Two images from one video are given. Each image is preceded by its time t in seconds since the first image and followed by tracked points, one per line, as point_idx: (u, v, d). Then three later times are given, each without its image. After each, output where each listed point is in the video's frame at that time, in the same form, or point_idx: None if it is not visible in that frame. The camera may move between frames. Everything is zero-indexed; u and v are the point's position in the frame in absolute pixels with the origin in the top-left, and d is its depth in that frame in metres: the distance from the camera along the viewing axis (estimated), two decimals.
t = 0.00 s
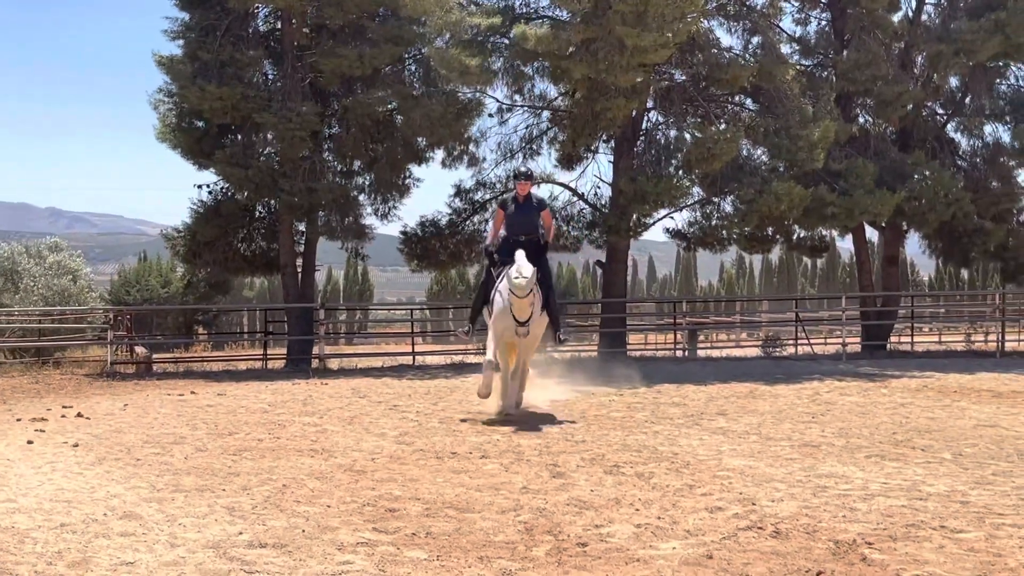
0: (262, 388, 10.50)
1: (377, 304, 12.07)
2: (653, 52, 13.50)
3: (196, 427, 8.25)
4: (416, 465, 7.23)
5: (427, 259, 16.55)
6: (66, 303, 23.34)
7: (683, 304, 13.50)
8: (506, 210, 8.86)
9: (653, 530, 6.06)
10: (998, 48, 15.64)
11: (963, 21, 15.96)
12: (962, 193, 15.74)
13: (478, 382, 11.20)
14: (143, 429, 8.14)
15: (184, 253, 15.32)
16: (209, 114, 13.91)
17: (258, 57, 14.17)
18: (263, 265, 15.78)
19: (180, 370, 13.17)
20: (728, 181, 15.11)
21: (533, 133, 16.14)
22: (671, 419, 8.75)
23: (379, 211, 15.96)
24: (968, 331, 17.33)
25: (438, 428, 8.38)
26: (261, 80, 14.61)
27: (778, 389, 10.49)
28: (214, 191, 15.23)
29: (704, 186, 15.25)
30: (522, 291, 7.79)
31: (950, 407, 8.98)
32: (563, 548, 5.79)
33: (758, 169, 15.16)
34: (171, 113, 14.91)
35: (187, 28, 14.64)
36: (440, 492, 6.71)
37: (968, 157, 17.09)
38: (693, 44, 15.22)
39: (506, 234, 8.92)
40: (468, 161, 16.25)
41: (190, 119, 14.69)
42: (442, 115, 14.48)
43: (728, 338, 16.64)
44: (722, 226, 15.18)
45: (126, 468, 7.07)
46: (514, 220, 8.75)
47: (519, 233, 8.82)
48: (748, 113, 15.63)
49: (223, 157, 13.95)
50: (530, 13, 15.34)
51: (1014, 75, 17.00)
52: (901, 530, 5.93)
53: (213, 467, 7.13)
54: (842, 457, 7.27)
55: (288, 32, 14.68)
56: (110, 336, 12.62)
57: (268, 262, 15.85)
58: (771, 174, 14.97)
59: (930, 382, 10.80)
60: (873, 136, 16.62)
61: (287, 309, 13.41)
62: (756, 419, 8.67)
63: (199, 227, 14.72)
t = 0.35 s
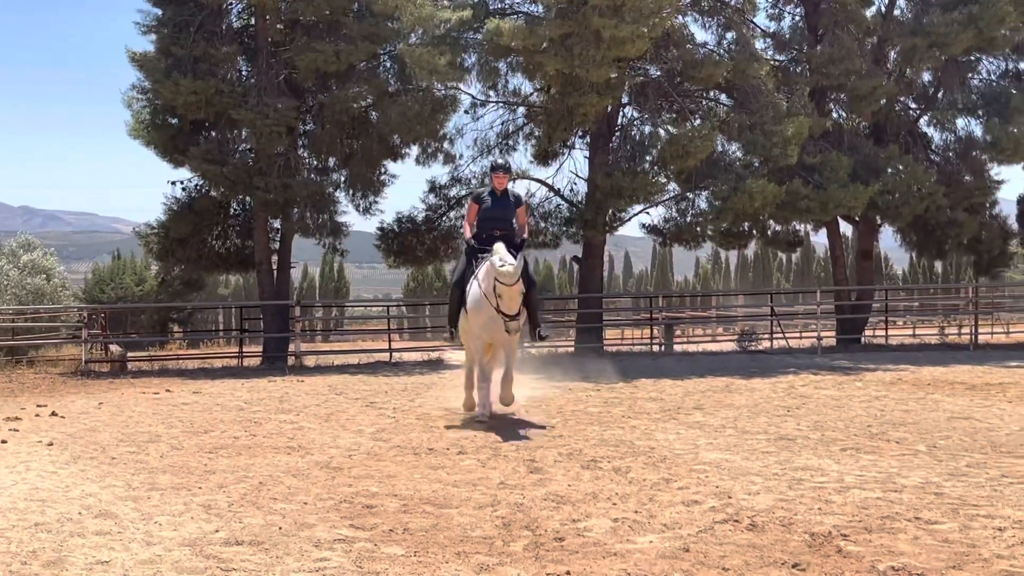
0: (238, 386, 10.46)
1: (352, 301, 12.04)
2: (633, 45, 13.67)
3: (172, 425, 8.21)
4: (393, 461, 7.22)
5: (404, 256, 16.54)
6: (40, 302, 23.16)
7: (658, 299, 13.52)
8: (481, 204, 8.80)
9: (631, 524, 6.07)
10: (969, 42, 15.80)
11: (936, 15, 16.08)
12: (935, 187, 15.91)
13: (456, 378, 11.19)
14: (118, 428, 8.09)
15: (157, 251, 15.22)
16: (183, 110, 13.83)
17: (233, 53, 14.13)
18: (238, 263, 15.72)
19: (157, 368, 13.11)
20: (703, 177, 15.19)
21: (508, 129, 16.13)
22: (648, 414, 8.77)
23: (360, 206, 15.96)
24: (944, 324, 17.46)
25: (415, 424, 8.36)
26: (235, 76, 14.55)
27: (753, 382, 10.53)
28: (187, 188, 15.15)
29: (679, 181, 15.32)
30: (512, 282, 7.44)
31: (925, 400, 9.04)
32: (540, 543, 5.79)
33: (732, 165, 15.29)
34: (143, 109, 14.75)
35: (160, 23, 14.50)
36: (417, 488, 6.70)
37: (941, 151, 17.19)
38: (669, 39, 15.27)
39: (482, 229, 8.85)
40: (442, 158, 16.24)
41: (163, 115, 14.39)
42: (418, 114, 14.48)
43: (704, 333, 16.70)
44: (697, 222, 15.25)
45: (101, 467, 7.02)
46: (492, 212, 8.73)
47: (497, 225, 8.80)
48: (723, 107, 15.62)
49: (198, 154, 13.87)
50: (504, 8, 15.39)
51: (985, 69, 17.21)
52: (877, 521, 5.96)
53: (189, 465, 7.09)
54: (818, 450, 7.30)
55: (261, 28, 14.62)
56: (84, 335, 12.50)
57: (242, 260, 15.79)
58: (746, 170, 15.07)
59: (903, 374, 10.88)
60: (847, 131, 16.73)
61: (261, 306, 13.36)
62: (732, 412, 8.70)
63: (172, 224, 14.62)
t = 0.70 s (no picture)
0: (206, 384, 10.41)
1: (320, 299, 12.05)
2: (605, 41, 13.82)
3: (139, 425, 8.17)
4: (362, 459, 7.21)
5: (373, 253, 16.56)
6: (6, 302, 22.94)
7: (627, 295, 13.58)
8: (459, 186, 8.56)
9: (600, 519, 6.09)
10: (935, 39, 15.96)
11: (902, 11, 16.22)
12: (901, 182, 16.12)
13: (426, 376, 11.19)
14: (85, 428, 8.04)
15: (123, 248, 15.13)
16: (149, 107, 13.76)
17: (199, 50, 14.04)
18: (205, 260, 15.67)
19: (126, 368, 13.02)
20: (671, 174, 15.30)
21: (479, 125, 16.09)
22: (617, 409, 8.81)
23: (329, 202, 15.84)
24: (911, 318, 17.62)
25: (384, 422, 8.36)
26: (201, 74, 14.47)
27: (721, 377, 10.62)
28: (155, 186, 15.09)
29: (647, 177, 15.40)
30: (509, 261, 7.17)
31: (892, 394, 9.14)
32: (510, 539, 5.80)
33: (700, 162, 15.37)
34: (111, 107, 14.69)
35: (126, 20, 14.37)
36: (386, 486, 6.69)
37: (906, 147, 17.28)
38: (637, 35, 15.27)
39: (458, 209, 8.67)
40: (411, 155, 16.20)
41: (130, 113, 14.44)
42: (386, 109, 14.45)
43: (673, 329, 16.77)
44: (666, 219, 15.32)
45: (68, 467, 6.96)
46: (470, 195, 8.51)
47: (475, 209, 8.60)
48: (690, 104, 15.73)
49: (166, 152, 13.81)
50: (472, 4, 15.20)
51: (951, 64, 17.37)
52: (843, 515, 6.01)
53: (157, 464, 7.05)
54: (785, 444, 7.35)
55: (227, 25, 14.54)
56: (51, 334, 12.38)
57: (210, 257, 15.75)
58: (713, 167, 15.24)
59: (870, 368, 11.00)
60: (813, 127, 16.90)
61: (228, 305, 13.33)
62: (701, 408, 8.75)
63: (139, 222, 14.55)
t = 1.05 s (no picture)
0: (167, 383, 10.35)
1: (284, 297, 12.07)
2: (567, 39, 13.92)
3: (99, 425, 8.10)
4: (325, 458, 7.19)
5: (337, 250, 16.56)
6: None
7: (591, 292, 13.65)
8: (440, 174, 8.00)
9: (563, 516, 6.10)
10: (896, 38, 16.19)
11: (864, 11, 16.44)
12: (861, 179, 16.30)
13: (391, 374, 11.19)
14: (44, 428, 7.96)
15: (83, 246, 15.01)
16: (110, 104, 13.67)
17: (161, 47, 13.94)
18: (167, 259, 15.62)
19: (91, 368, 12.89)
20: (633, 171, 15.47)
21: (442, 122, 16.11)
22: (581, 406, 8.86)
23: (288, 201, 15.78)
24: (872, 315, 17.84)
25: (347, 421, 8.35)
26: (163, 71, 14.38)
27: (685, 374, 10.73)
28: (116, 184, 15.02)
29: (609, 174, 15.55)
30: (512, 228, 7.02)
31: (854, 389, 9.27)
32: (473, 536, 5.80)
33: (663, 160, 15.57)
34: (71, 104, 14.56)
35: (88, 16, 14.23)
36: (349, 485, 6.67)
37: (867, 145, 17.53)
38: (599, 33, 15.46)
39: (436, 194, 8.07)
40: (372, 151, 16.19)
41: (90, 110, 14.36)
42: (347, 104, 14.38)
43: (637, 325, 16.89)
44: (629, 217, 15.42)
45: (26, 468, 6.89)
46: (452, 184, 7.97)
47: (456, 199, 8.05)
48: (653, 103, 16.05)
49: (127, 149, 13.71)
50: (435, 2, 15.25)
51: (910, 62, 17.69)
52: (803, 509, 6.06)
53: (118, 464, 6.99)
54: (747, 440, 7.41)
55: (189, 22, 14.48)
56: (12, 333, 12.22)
57: (171, 255, 15.70)
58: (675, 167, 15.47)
59: (832, 364, 11.17)
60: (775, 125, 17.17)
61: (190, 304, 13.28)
62: (664, 404, 8.83)
63: (99, 220, 14.45)
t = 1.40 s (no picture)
0: (123, 383, 10.29)
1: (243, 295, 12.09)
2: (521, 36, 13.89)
3: (54, 424, 8.04)
4: (282, 457, 7.15)
5: (294, 247, 16.69)
6: None
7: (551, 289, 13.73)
8: (427, 157, 7.35)
9: (521, 513, 6.10)
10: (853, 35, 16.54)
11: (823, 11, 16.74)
12: (817, 179, 16.46)
13: (351, 372, 11.20)
14: None
15: (39, 243, 14.86)
16: (67, 101, 13.52)
17: (118, 42, 13.83)
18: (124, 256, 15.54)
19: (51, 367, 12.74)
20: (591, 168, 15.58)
21: (402, 119, 16.20)
22: (541, 403, 8.93)
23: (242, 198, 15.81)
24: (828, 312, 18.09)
25: (305, 420, 8.34)
26: (120, 67, 14.27)
27: (643, 371, 10.85)
28: (71, 180, 14.91)
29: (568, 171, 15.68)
30: (519, 251, 6.34)
31: (810, 386, 9.46)
32: (431, 533, 5.79)
33: (620, 158, 15.71)
34: (24, 100, 14.39)
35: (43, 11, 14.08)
36: (307, 483, 6.64)
37: (823, 144, 17.94)
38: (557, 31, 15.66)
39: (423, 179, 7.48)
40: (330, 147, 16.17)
41: (45, 106, 14.23)
42: (303, 100, 14.40)
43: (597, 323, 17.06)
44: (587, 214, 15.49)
45: None
46: (439, 168, 7.39)
47: (444, 181, 7.52)
48: (612, 100, 16.18)
49: (82, 145, 13.58)
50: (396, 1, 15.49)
51: (866, 62, 18.10)
52: (759, 504, 6.10)
53: (72, 463, 6.93)
54: (705, 436, 7.50)
55: (144, 18, 14.38)
56: None
57: (127, 253, 15.63)
58: (632, 164, 15.62)
59: (788, 361, 11.41)
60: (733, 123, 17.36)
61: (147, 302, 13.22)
62: (622, 401, 8.92)
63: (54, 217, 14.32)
